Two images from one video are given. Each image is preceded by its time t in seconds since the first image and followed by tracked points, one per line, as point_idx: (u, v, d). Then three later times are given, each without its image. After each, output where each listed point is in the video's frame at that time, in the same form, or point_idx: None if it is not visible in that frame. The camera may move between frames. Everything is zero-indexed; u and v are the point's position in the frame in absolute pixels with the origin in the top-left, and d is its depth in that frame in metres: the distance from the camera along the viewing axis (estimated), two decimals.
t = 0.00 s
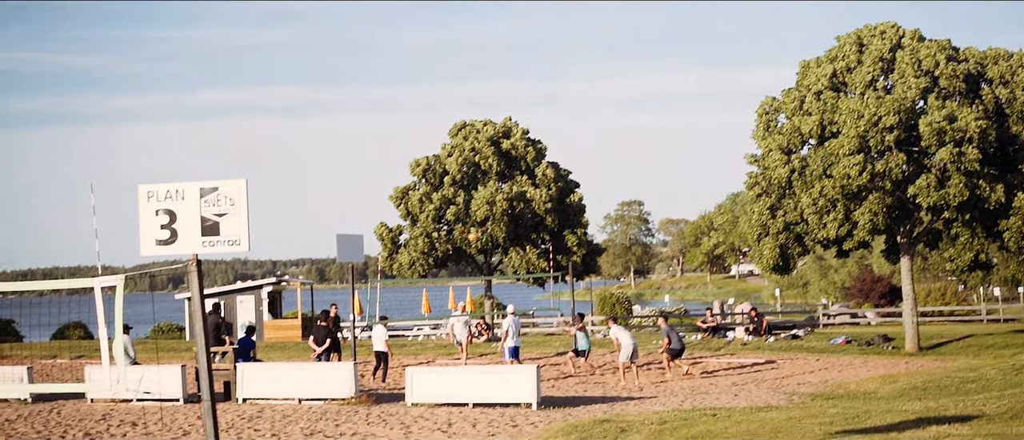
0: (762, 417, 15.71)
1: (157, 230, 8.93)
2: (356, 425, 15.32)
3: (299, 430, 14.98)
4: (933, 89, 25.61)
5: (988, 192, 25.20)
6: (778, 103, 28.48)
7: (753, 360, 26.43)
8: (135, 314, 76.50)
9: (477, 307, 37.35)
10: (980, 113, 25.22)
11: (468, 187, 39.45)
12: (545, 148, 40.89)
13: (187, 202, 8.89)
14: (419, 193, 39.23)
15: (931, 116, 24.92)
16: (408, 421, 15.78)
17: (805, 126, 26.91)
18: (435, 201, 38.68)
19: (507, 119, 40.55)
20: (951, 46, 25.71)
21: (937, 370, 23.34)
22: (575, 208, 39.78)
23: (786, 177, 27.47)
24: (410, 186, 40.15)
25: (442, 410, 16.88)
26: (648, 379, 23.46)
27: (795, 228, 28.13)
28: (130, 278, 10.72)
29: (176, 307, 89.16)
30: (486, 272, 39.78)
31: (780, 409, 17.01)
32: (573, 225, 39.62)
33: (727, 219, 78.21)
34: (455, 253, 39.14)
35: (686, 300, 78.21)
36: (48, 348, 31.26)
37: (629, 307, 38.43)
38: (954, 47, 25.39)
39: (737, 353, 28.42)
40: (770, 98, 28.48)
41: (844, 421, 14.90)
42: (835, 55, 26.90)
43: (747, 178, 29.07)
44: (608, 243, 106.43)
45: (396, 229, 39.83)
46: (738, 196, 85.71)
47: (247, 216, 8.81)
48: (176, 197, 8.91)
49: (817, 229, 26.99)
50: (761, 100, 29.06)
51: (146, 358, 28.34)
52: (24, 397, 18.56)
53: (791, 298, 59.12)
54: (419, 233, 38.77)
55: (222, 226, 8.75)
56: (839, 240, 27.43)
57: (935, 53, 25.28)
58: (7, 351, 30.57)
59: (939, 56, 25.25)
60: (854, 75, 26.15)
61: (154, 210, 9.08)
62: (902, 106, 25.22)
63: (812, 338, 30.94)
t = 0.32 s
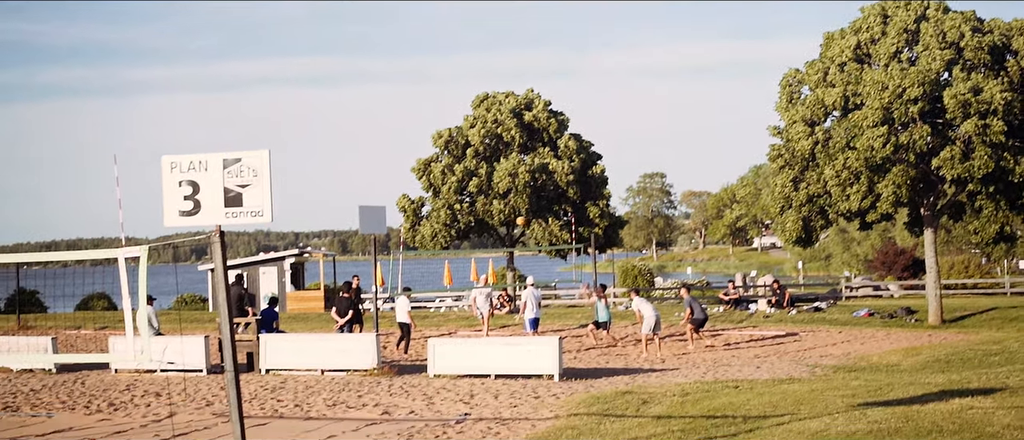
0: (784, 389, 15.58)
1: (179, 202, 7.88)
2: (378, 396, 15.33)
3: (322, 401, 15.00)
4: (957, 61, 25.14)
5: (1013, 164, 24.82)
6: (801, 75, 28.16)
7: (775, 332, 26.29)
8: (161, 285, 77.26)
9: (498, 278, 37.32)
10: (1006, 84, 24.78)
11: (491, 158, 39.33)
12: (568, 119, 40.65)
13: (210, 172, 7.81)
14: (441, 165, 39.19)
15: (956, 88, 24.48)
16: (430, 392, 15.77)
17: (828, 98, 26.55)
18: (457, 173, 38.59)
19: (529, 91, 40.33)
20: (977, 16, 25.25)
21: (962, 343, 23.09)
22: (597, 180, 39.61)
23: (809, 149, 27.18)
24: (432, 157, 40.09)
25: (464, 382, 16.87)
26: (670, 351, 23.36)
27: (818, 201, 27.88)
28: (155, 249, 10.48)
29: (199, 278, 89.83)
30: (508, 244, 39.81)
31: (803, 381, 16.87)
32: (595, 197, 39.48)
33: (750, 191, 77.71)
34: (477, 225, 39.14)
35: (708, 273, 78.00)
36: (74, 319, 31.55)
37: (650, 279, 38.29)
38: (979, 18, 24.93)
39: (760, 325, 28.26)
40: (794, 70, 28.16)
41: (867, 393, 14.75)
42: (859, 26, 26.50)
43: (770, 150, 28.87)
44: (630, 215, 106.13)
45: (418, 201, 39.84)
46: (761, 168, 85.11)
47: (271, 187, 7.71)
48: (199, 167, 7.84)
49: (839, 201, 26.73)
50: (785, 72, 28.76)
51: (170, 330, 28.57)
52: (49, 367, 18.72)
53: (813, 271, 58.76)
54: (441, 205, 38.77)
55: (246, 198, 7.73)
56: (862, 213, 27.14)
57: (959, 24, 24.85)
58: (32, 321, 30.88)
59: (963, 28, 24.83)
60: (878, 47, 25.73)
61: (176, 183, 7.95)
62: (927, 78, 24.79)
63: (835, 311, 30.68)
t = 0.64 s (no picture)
0: (804, 366, 15.47)
1: (200, 179, 7.82)
2: (398, 373, 15.34)
3: (342, 377, 15.03)
4: (980, 37, 24.80)
5: None
6: (823, 51, 27.85)
7: (795, 309, 26.13)
8: (183, 262, 77.77)
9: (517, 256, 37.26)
10: None
11: (511, 135, 39.14)
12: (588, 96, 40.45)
13: (231, 148, 7.75)
14: (462, 142, 39.14)
15: (978, 64, 24.13)
16: (450, 369, 15.77)
17: (850, 74, 26.22)
18: (477, 151, 38.49)
19: (550, 67, 40.11)
20: None
21: (985, 320, 22.86)
22: (618, 157, 39.43)
23: (830, 126, 26.90)
24: (452, 134, 40.02)
25: (485, 358, 16.85)
26: (691, 328, 23.24)
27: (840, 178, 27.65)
28: (177, 226, 10.34)
29: (219, 256, 90.27)
30: (528, 221, 39.88)
31: (824, 359, 16.76)
32: (615, 173, 39.35)
33: (771, 168, 77.10)
34: (497, 202, 39.14)
35: (729, 250, 77.65)
36: (94, 296, 31.77)
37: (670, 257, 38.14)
38: None
39: (780, 302, 28.07)
40: (816, 46, 27.84)
41: (888, 371, 14.62)
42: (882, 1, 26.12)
43: (791, 126, 28.63)
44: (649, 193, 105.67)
45: (437, 178, 39.82)
46: (781, 145, 84.46)
47: (292, 164, 7.65)
48: (220, 143, 7.77)
49: (861, 178, 26.46)
50: (806, 48, 28.47)
51: (191, 307, 28.73)
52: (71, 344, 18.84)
53: (834, 248, 58.34)
54: (462, 182, 38.76)
55: (267, 174, 7.66)
56: (884, 190, 26.85)
57: None
58: (55, 298, 31.15)
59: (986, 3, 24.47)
60: (901, 22, 25.37)
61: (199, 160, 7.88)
62: (950, 54, 24.45)
63: (855, 288, 30.49)
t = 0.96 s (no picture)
0: (821, 349, 15.38)
1: (217, 161, 7.78)
2: (415, 355, 15.35)
3: (359, 360, 15.05)
4: (999, 18, 24.47)
5: None
6: (840, 33, 27.56)
7: (812, 292, 26.03)
8: (200, 245, 78.13)
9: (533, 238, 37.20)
10: None
11: (528, 118, 38.96)
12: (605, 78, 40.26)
13: (248, 131, 7.71)
14: (478, 124, 39.03)
15: (997, 45, 23.81)
16: (467, 351, 15.77)
17: (868, 55, 25.96)
18: (494, 133, 38.40)
19: (566, 49, 39.91)
20: None
21: (1003, 302, 22.66)
22: (634, 139, 39.27)
23: (847, 108, 26.67)
24: (469, 116, 39.93)
25: (501, 341, 16.84)
26: (707, 311, 23.14)
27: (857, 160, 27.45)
28: (193, 208, 10.29)
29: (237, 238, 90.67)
30: (545, 204, 39.81)
31: (841, 340, 16.65)
32: (631, 156, 39.21)
33: (788, 150, 76.63)
34: (514, 184, 39.04)
35: (745, 232, 77.39)
36: (113, 278, 31.99)
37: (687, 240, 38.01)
38: None
39: (797, 284, 27.95)
40: (834, 26, 27.55)
41: (905, 353, 14.51)
42: None
43: (808, 108, 28.44)
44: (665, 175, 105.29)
45: (454, 161, 39.77)
46: (798, 127, 83.94)
47: (309, 145, 7.64)
48: (237, 125, 7.73)
49: (878, 160, 26.31)
50: (824, 29, 28.17)
51: (208, 289, 28.86)
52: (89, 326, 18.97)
53: (851, 231, 57.98)
54: (478, 164, 38.69)
55: (284, 155, 7.64)
56: (902, 172, 26.64)
57: None
58: (74, 281, 31.33)
59: None
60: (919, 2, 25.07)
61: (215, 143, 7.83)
62: (968, 35, 24.15)
63: (872, 270, 30.33)
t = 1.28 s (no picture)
0: (837, 335, 15.29)
1: (233, 148, 7.74)
2: (431, 342, 15.34)
3: (374, 347, 15.05)
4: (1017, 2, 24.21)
5: None
6: (857, 18, 27.28)
7: (828, 278, 25.91)
8: (216, 232, 78.38)
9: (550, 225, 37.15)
10: None
11: (543, 105, 38.85)
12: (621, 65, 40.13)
13: (264, 118, 7.68)
14: (494, 111, 38.94)
15: (1015, 30, 23.57)
16: (483, 338, 15.75)
17: (884, 41, 25.74)
18: (510, 120, 38.31)
19: (581, 36, 39.77)
20: None
21: (1022, 288, 22.47)
22: (649, 125, 39.11)
23: (863, 94, 26.47)
24: (484, 104, 39.84)
25: (517, 328, 16.81)
26: (723, 297, 23.05)
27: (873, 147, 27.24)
28: (209, 195, 10.21)
29: (254, 225, 90.96)
30: (560, 191, 39.72)
31: (857, 327, 16.56)
32: (647, 142, 39.06)
33: (804, 136, 76.18)
34: (529, 171, 38.94)
35: (761, 219, 77.04)
36: (130, 266, 32.14)
37: (703, 227, 37.84)
38: None
39: (814, 271, 27.80)
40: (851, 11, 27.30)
41: (922, 339, 14.41)
42: None
43: (823, 95, 28.23)
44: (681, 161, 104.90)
45: (469, 147, 39.70)
46: (814, 113, 83.42)
47: (325, 132, 7.60)
48: (253, 112, 7.70)
49: (894, 146, 25.99)
50: (840, 15, 27.89)
51: (224, 277, 28.94)
52: (106, 314, 19.05)
53: (867, 217, 57.61)
54: (494, 152, 38.61)
55: (301, 142, 7.60)
56: (919, 158, 26.43)
57: None
58: (90, 269, 31.45)
59: None
60: None
61: (230, 130, 7.80)
62: (985, 20, 23.94)
63: (889, 256, 30.18)
